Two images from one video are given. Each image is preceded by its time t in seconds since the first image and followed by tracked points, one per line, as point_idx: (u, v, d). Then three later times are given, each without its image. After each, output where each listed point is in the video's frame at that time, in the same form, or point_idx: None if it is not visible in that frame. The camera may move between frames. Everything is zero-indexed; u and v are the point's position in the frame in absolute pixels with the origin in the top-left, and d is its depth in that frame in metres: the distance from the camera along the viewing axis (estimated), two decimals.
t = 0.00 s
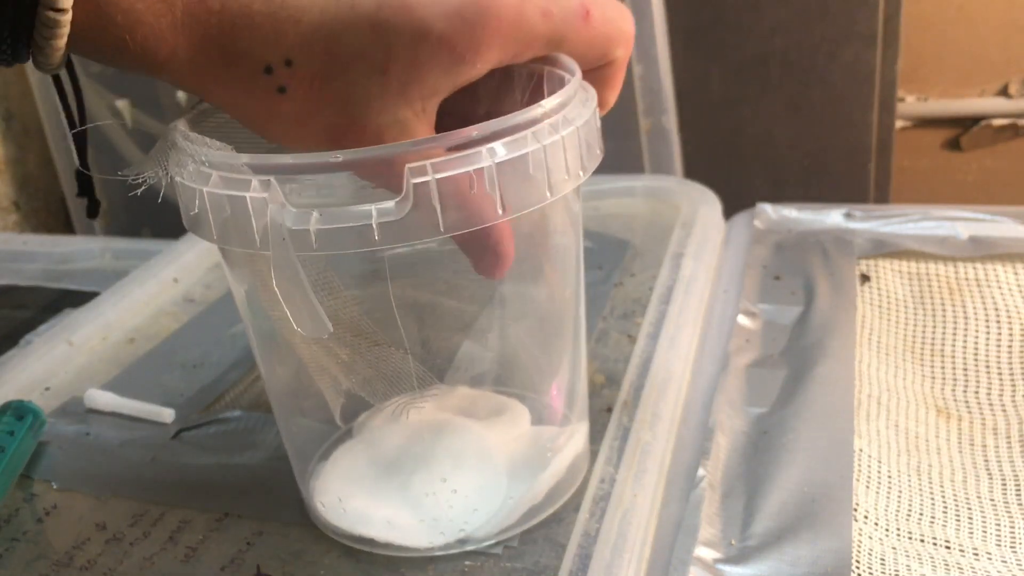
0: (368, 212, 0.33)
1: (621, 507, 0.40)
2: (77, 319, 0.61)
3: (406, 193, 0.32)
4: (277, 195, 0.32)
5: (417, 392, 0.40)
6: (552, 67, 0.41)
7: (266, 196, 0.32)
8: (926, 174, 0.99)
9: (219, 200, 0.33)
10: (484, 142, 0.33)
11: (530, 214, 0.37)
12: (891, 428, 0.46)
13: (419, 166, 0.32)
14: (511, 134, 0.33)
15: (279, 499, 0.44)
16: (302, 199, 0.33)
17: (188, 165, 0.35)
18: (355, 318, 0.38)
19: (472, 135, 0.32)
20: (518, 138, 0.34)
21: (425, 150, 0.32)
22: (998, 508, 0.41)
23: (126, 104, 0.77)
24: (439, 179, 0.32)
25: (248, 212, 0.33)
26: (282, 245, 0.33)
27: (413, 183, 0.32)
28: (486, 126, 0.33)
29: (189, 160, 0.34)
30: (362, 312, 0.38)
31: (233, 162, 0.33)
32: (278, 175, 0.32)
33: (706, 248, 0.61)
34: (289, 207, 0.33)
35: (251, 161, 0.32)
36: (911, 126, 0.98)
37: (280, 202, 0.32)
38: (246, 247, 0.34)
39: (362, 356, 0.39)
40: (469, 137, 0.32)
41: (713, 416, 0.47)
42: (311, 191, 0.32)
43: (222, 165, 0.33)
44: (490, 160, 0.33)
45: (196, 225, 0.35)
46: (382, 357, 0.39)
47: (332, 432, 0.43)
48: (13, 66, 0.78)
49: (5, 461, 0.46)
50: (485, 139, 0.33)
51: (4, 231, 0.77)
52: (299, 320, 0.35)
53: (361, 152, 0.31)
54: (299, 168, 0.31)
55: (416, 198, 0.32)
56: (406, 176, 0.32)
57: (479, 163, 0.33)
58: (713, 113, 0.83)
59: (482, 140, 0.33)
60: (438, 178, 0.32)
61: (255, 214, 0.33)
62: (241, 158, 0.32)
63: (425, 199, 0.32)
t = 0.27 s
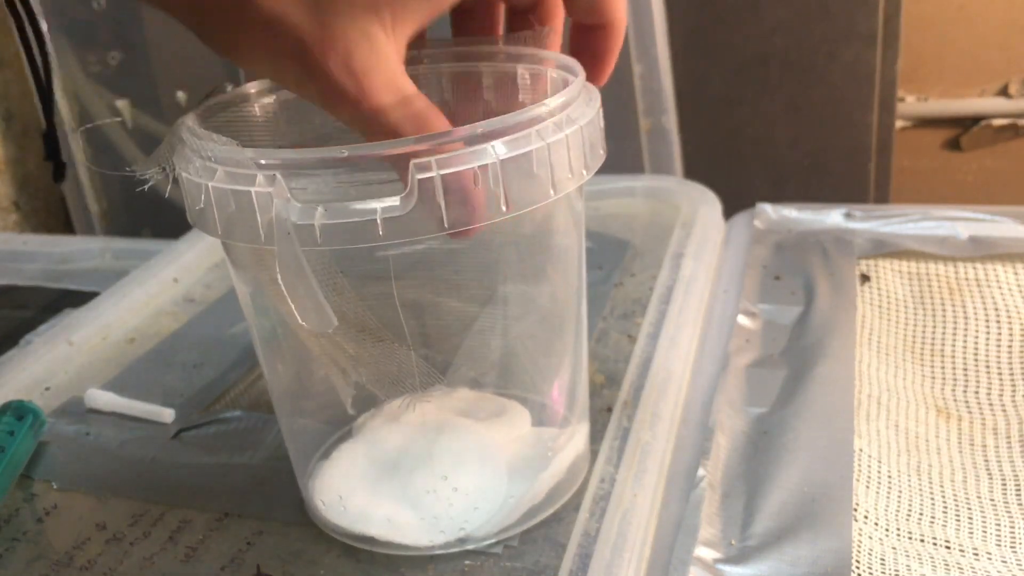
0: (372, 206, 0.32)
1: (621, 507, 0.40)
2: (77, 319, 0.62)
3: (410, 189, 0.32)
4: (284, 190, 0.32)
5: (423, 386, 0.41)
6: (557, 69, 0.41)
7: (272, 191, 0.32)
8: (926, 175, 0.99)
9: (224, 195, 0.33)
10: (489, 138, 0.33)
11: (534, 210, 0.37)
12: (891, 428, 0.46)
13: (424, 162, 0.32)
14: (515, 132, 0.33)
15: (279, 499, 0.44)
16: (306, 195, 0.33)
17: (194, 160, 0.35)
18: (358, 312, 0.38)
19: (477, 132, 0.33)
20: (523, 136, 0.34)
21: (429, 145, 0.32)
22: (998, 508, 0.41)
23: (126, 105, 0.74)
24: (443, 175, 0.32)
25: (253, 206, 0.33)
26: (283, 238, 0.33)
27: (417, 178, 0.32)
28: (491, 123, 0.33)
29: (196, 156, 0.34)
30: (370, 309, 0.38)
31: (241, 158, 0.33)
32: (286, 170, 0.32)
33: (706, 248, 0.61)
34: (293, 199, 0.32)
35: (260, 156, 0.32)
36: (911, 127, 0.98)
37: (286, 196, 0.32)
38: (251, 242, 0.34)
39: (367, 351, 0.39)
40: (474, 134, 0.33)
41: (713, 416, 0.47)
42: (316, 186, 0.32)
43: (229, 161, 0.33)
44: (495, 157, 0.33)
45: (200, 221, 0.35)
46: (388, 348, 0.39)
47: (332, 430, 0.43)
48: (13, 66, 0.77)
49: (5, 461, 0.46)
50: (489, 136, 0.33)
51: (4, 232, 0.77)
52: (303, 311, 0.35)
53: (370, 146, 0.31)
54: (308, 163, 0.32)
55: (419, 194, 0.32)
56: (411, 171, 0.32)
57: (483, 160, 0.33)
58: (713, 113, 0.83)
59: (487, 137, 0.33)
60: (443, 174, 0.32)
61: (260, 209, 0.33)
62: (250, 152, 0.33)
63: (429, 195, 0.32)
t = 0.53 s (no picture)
0: (371, 205, 0.32)
1: (621, 507, 0.40)
2: (77, 319, 0.61)
3: (410, 188, 0.32)
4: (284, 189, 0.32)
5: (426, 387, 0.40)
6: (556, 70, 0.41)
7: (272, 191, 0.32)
8: (927, 175, 0.99)
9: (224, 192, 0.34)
10: (488, 138, 0.33)
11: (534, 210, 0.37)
12: (891, 428, 0.46)
13: (423, 162, 0.32)
14: (515, 132, 0.33)
15: (279, 499, 0.44)
16: (306, 195, 0.32)
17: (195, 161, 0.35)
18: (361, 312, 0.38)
19: (477, 132, 0.33)
20: (523, 135, 0.34)
21: (428, 145, 0.32)
22: (998, 508, 0.41)
23: (126, 104, 0.75)
24: (443, 174, 0.32)
25: (253, 206, 0.33)
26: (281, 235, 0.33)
27: (417, 178, 0.32)
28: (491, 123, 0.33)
29: (195, 156, 0.35)
30: (371, 310, 0.38)
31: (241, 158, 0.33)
32: (286, 170, 0.32)
33: (707, 248, 0.61)
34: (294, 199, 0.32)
35: (260, 156, 0.32)
36: (911, 127, 0.98)
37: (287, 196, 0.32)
38: (251, 242, 0.34)
39: (367, 352, 0.39)
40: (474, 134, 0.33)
41: (713, 416, 0.47)
42: (315, 186, 0.32)
43: (229, 162, 0.33)
44: (495, 157, 0.33)
45: (200, 220, 0.35)
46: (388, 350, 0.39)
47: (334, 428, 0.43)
48: (14, 66, 0.78)
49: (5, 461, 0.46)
50: (489, 136, 0.33)
51: (4, 232, 0.77)
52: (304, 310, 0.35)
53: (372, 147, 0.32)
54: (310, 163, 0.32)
55: (419, 192, 0.32)
56: (411, 172, 0.32)
57: (483, 160, 0.33)
58: (713, 113, 0.83)
59: (486, 136, 0.33)
60: (443, 174, 0.32)
61: (260, 210, 0.33)
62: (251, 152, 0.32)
63: (429, 195, 0.32)
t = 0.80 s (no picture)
0: (371, 206, 0.32)
1: (621, 507, 0.40)
2: (77, 319, 0.62)
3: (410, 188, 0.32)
4: (284, 189, 0.32)
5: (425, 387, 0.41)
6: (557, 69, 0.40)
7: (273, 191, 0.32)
8: (927, 175, 0.99)
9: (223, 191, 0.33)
10: (488, 139, 0.33)
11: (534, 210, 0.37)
12: (891, 428, 0.46)
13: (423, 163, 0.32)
14: (515, 132, 0.33)
15: (280, 499, 0.44)
16: (306, 195, 0.32)
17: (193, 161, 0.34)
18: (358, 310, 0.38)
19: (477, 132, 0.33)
20: (523, 135, 0.34)
21: (427, 146, 0.32)
22: (998, 508, 0.41)
23: (126, 104, 0.77)
24: (443, 175, 0.32)
25: (253, 206, 0.33)
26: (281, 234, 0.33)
27: (416, 179, 0.32)
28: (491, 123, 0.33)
29: (195, 155, 0.34)
30: (370, 308, 0.38)
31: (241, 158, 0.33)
32: (286, 170, 0.32)
33: (706, 248, 0.61)
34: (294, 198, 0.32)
35: (260, 157, 0.32)
36: (911, 127, 0.98)
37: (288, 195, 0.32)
38: (251, 242, 0.34)
39: (367, 352, 0.39)
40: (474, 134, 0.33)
41: (713, 416, 0.47)
42: (315, 186, 0.32)
43: (229, 162, 0.33)
44: (495, 157, 0.33)
45: (200, 220, 0.35)
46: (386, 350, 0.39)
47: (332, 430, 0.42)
48: (14, 67, 0.78)
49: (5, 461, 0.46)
50: (489, 136, 0.33)
51: (3, 232, 0.77)
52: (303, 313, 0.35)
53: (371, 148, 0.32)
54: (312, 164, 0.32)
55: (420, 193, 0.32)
56: (411, 172, 0.32)
57: (483, 160, 0.33)
58: (713, 112, 0.83)
59: (486, 137, 0.33)
60: (443, 175, 0.32)
61: (260, 210, 0.33)
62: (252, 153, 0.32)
63: (430, 195, 0.32)
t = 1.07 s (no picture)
0: (371, 205, 0.32)
1: (621, 506, 0.40)
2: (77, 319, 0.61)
3: (410, 188, 0.32)
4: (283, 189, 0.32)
5: (426, 387, 0.41)
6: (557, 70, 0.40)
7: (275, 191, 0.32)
8: (927, 175, 0.99)
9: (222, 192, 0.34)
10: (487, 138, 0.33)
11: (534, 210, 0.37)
12: (891, 428, 0.46)
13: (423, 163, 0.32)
14: (516, 132, 0.33)
15: (280, 499, 0.44)
16: (305, 194, 0.32)
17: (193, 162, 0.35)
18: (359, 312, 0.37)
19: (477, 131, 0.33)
20: (523, 135, 0.34)
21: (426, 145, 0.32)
22: (998, 508, 0.41)
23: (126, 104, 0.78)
24: (444, 175, 0.32)
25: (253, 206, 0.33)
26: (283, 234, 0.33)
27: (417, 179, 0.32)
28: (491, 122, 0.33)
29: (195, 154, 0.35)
30: (369, 308, 0.37)
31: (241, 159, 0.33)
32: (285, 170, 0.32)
33: (707, 247, 0.61)
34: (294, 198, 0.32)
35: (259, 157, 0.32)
36: (911, 126, 0.98)
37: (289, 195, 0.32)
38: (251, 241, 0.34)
39: (367, 352, 0.38)
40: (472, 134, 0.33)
41: (714, 416, 0.47)
42: (314, 186, 0.32)
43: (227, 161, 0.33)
44: (495, 157, 0.33)
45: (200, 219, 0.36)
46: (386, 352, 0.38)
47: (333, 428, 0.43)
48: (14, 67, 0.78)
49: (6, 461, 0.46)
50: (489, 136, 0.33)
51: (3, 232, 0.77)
52: (303, 312, 0.37)
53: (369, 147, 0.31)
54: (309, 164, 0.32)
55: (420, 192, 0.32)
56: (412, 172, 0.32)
57: (482, 160, 0.33)
58: (713, 112, 0.83)
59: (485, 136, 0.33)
60: (443, 175, 0.32)
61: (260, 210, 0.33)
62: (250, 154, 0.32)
63: (430, 195, 0.32)
